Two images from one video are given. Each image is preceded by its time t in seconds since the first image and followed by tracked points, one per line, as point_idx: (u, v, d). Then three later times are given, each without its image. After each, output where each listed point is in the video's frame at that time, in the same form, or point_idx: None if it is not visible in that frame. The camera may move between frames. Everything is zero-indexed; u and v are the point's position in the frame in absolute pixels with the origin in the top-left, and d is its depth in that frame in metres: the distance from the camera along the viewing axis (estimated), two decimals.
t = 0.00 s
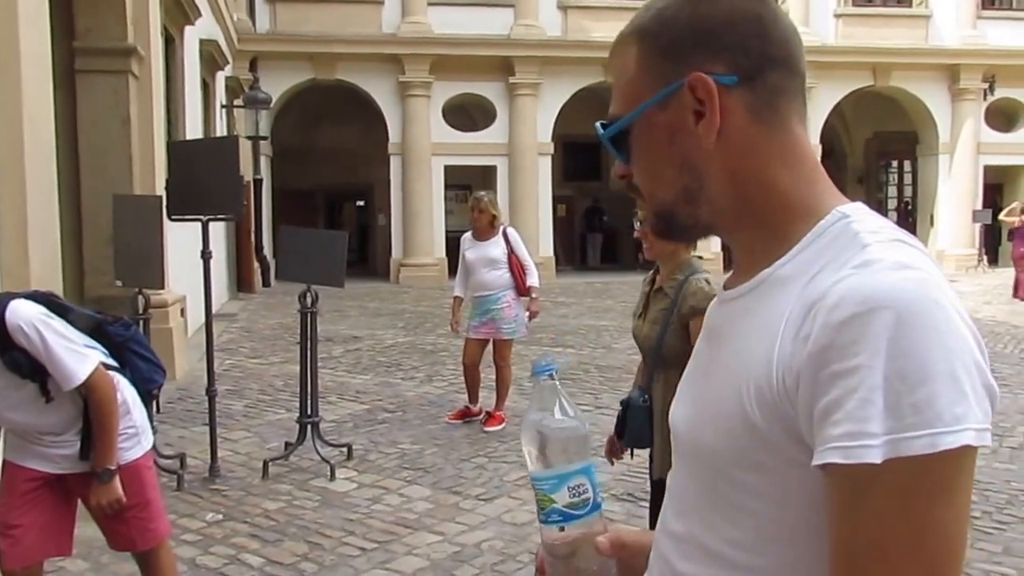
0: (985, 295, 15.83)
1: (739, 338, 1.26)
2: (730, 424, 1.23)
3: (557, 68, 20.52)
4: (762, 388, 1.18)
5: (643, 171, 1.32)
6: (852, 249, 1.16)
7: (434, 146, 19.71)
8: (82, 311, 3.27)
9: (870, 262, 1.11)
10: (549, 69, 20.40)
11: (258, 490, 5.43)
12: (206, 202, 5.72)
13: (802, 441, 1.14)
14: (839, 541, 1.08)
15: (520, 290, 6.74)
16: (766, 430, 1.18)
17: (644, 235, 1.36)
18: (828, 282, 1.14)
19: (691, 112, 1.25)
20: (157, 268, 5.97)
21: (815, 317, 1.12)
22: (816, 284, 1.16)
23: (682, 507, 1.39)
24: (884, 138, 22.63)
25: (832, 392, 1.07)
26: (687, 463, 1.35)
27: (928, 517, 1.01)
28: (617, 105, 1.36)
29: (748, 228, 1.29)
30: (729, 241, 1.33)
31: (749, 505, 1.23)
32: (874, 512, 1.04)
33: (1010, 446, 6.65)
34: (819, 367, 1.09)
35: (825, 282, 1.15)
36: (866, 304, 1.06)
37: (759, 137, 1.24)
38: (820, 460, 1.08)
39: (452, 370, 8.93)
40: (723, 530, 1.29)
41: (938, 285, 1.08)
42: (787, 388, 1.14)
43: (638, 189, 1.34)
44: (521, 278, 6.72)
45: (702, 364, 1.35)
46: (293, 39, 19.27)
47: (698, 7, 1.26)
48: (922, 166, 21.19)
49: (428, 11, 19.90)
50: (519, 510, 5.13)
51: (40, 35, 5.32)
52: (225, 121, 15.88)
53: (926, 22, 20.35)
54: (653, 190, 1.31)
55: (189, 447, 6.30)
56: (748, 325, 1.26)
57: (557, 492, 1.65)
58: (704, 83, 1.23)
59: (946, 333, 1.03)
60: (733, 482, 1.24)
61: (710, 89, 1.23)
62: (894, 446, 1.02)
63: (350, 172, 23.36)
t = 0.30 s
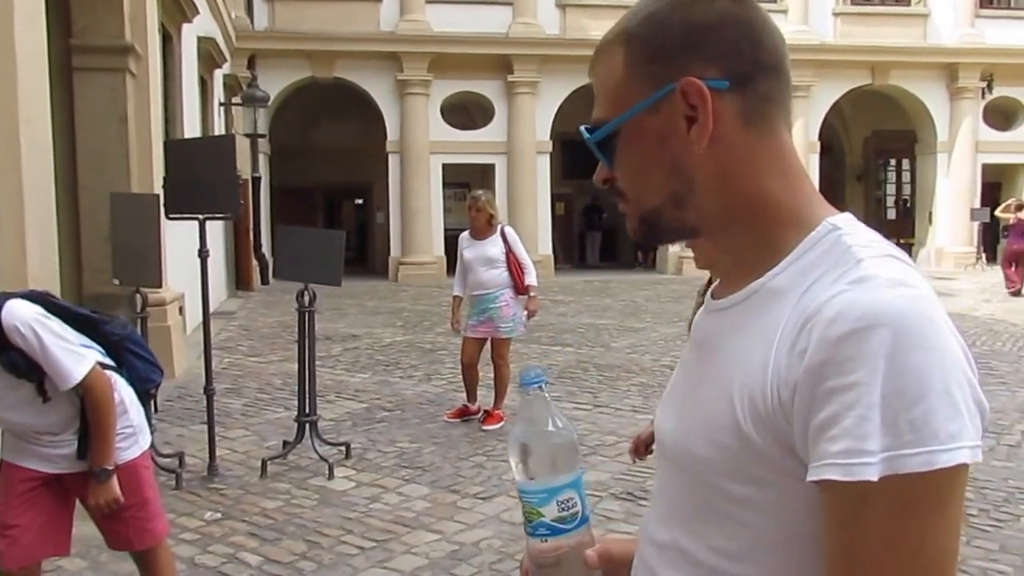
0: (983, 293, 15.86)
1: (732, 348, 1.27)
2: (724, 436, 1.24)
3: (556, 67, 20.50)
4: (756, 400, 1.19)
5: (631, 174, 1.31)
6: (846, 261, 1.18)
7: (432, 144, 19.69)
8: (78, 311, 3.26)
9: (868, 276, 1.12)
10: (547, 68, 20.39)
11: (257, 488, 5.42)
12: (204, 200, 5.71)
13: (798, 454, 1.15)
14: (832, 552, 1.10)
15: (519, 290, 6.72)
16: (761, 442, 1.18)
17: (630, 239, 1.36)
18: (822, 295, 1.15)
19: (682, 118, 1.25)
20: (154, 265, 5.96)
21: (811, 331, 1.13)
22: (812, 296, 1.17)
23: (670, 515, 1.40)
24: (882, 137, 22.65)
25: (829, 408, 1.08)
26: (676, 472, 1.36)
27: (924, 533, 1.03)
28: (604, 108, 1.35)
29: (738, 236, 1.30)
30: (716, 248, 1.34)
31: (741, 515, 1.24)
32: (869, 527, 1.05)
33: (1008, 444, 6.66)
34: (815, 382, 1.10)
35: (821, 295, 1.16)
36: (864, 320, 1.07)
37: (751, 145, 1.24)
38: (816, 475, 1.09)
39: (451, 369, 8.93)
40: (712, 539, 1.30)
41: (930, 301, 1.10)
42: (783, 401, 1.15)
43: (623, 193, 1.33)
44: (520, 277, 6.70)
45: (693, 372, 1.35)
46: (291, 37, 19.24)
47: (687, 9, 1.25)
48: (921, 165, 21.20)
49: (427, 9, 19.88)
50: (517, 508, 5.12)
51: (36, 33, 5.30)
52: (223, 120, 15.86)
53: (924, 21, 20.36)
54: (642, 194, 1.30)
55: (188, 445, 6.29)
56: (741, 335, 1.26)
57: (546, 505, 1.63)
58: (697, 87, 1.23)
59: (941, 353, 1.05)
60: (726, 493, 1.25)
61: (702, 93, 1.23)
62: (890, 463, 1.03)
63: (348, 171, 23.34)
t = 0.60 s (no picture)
0: (982, 291, 15.88)
1: (732, 356, 1.26)
2: (724, 443, 1.23)
3: (556, 64, 20.50)
4: (758, 407, 1.18)
5: (628, 182, 1.30)
6: (845, 270, 1.17)
7: (432, 142, 19.67)
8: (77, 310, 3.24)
9: (868, 284, 1.12)
10: (547, 66, 20.38)
11: (256, 487, 5.40)
12: (203, 199, 5.69)
13: (799, 461, 1.15)
14: (830, 557, 1.10)
15: (519, 289, 6.71)
16: (763, 449, 1.18)
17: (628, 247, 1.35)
18: (823, 303, 1.15)
19: (681, 126, 1.24)
20: (153, 264, 5.94)
21: (814, 340, 1.12)
22: (812, 304, 1.17)
23: (667, 520, 1.39)
24: (882, 135, 22.69)
25: (831, 416, 1.08)
26: (675, 478, 1.35)
27: (925, 538, 1.03)
28: (601, 115, 1.33)
29: (736, 244, 1.29)
30: (714, 254, 1.33)
31: (741, 522, 1.23)
32: (870, 533, 1.06)
33: (1009, 442, 6.67)
34: (818, 390, 1.10)
35: (822, 303, 1.15)
36: (865, 330, 1.07)
37: (749, 152, 1.24)
38: (817, 482, 1.09)
39: (451, 367, 8.92)
40: (712, 545, 1.29)
41: (930, 310, 1.10)
42: (785, 409, 1.14)
43: (621, 202, 1.32)
44: (521, 275, 6.69)
45: (692, 379, 1.35)
46: (290, 35, 19.19)
47: (682, 18, 1.25)
48: (920, 163, 21.24)
49: (426, 7, 19.87)
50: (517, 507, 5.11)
51: (33, 29, 5.27)
52: (222, 117, 15.83)
53: (924, 20, 20.41)
54: (641, 204, 1.30)
55: (187, 444, 6.27)
56: (741, 344, 1.26)
57: (545, 513, 1.62)
58: (697, 94, 1.22)
59: (942, 361, 1.05)
60: (725, 500, 1.25)
61: (702, 99, 1.22)
62: (891, 469, 1.04)
63: (347, 169, 23.32)
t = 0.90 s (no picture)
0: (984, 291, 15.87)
1: (734, 352, 1.26)
2: (726, 441, 1.22)
3: (557, 62, 20.47)
4: (761, 403, 1.17)
5: (637, 177, 1.28)
6: (846, 266, 1.17)
7: (433, 141, 19.64)
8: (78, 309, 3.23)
9: (868, 280, 1.12)
10: (548, 64, 20.36)
11: (256, 487, 5.39)
12: (202, 197, 5.67)
13: (801, 457, 1.14)
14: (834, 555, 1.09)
15: (520, 288, 6.69)
16: (764, 446, 1.17)
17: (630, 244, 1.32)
18: (825, 299, 1.14)
19: (700, 120, 1.23)
20: (153, 263, 5.92)
21: (815, 336, 1.12)
22: (814, 299, 1.16)
23: (669, 518, 1.38)
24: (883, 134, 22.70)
25: (833, 411, 1.07)
26: (676, 476, 1.34)
27: (926, 533, 1.02)
28: (610, 108, 1.31)
29: (744, 240, 1.28)
30: (716, 253, 1.32)
31: (743, 519, 1.22)
32: (871, 530, 1.05)
33: (1010, 442, 6.67)
34: (819, 385, 1.09)
35: (823, 299, 1.15)
36: (867, 325, 1.06)
37: (762, 150, 1.23)
38: (821, 477, 1.08)
39: (452, 367, 8.91)
40: (714, 541, 1.28)
41: (931, 307, 1.09)
42: (787, 404, 1.14)
43: (626, 196, 1.30)
44: (521, 275, 6.67)
45: (693, 376, 1.34)
46: (290, 32, 19.13)
47: (692, 12, 1.24)
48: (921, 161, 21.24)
49: (426, 5, 19.85)
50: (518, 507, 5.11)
51: (33, 26, 5.25)
52: (222, 116, 15.81)
53: (924, 17, 20.39)
54: (648, 199, 1.27)
55: (187, 443, 6.25)
56: (743, 341, 1.25)
57: (548, 516, 1.61)
58: (717, 87, 1.21)
59: (942, 356, 1.04)
60: (727, 496, 1.24)
61: (723, 92, 1.21)
62: (893, 464, 1.03)
63: (347, 168, 23.30)
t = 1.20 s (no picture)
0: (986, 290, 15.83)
1: (760, 337, 1.30)
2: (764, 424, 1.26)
3: (558, 61, 20.43)
4: (804, 385, 1.23)
5: (726, 145, 1.28)
6: (869, 252, 1.26)
7: (433, 139, 19.62)
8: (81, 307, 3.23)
9: (898, 263, 1.21)
10: (549, 62, 20.32)
11: (257, 486, 5.40)
12: (204, 196, 5.67)
13: (844, 432, 1.21)
14: (892, 521, 1.15)
15: (522, 287, 6.69)
16: (808, 424, 1.22)
17: (684, 220, 1.31)
18: (861, 281, 1.22)
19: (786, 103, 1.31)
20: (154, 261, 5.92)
21: (859, 316, 1.19)
22: (846, 281, 1.24)
23: (688, 509, 1.39)
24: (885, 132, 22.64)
25: (887, 383, 1.14)
26: (694, 467, 1.36)
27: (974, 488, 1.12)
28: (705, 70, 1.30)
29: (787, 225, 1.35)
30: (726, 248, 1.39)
31: (780, 499, 1.27)
32: (928, 492, 1.12)
33: (1014, 443, 6.65)
34: (869, 360, 1.16)
35: (859, 281, 1.22)
36: (911, 303, 1.15)
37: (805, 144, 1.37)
38: (876, 446, 1.15)
39: (453, 366, 8.91)
40: (745, 526, 1.31)
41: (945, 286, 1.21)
42: (835, 383, 1.20)
43: (705, 164, 1.29)
44: (523, 273, 6.67)
45: (705, 365, 1.37)
46: (290, 31, 19.10)
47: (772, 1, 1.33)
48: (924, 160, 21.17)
49: (426, 4, 19.84)
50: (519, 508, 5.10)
51: (34, 25, 5.24)
52: (222, 115, 15.80)
53: (927, 15, 20.33)
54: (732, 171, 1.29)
55: (188, 443, 6.26)
56: (769, 327, 1.30)
57: (531, 536, 1.52)
58: (807, 76, 1.31)
59: (969, 327, 1.16)
60: (762, 478, 1.27)
61: (809, 82, 1.32)
62: (948, 429, 1.11)
63: (348, 167, 23.29)
